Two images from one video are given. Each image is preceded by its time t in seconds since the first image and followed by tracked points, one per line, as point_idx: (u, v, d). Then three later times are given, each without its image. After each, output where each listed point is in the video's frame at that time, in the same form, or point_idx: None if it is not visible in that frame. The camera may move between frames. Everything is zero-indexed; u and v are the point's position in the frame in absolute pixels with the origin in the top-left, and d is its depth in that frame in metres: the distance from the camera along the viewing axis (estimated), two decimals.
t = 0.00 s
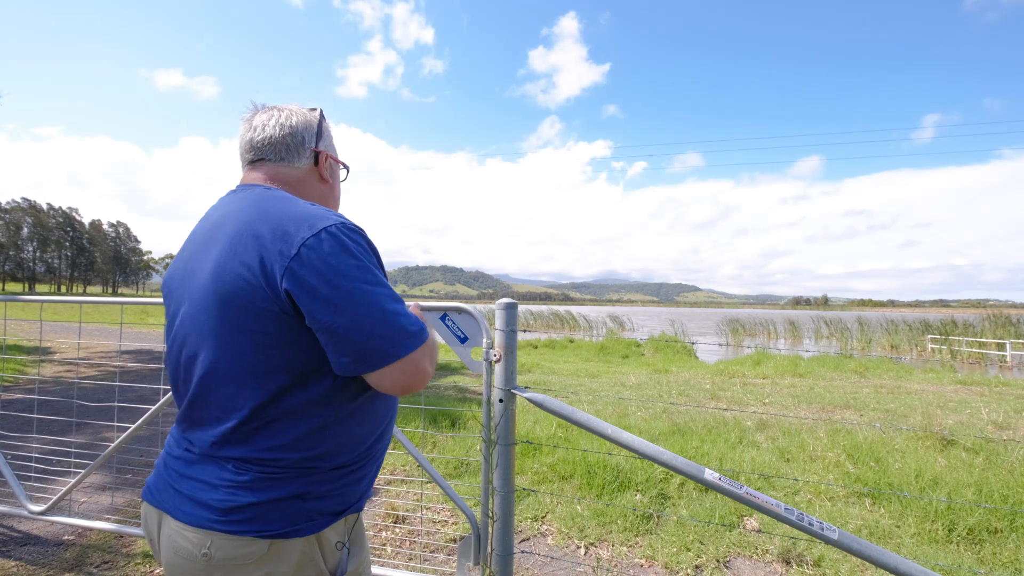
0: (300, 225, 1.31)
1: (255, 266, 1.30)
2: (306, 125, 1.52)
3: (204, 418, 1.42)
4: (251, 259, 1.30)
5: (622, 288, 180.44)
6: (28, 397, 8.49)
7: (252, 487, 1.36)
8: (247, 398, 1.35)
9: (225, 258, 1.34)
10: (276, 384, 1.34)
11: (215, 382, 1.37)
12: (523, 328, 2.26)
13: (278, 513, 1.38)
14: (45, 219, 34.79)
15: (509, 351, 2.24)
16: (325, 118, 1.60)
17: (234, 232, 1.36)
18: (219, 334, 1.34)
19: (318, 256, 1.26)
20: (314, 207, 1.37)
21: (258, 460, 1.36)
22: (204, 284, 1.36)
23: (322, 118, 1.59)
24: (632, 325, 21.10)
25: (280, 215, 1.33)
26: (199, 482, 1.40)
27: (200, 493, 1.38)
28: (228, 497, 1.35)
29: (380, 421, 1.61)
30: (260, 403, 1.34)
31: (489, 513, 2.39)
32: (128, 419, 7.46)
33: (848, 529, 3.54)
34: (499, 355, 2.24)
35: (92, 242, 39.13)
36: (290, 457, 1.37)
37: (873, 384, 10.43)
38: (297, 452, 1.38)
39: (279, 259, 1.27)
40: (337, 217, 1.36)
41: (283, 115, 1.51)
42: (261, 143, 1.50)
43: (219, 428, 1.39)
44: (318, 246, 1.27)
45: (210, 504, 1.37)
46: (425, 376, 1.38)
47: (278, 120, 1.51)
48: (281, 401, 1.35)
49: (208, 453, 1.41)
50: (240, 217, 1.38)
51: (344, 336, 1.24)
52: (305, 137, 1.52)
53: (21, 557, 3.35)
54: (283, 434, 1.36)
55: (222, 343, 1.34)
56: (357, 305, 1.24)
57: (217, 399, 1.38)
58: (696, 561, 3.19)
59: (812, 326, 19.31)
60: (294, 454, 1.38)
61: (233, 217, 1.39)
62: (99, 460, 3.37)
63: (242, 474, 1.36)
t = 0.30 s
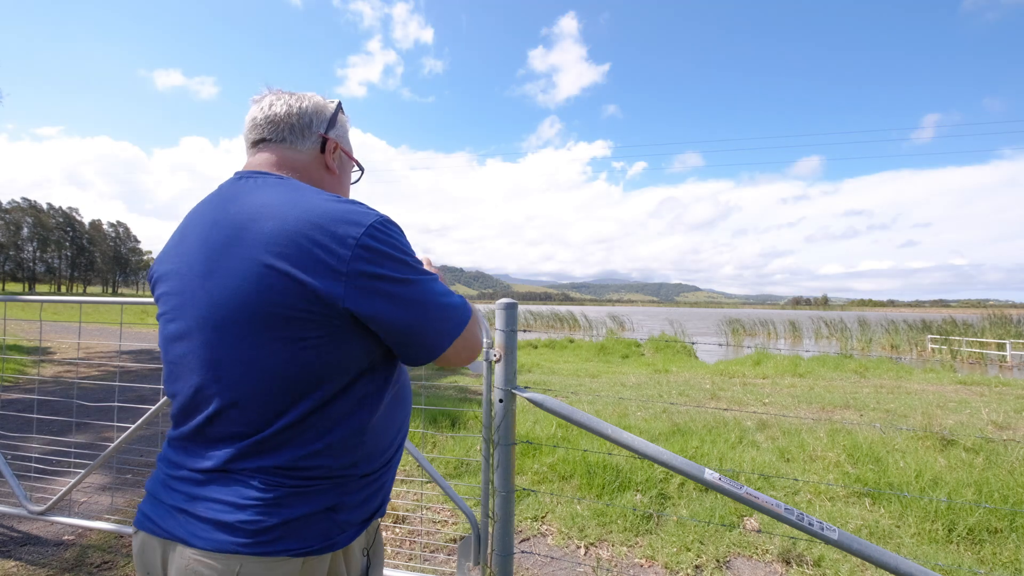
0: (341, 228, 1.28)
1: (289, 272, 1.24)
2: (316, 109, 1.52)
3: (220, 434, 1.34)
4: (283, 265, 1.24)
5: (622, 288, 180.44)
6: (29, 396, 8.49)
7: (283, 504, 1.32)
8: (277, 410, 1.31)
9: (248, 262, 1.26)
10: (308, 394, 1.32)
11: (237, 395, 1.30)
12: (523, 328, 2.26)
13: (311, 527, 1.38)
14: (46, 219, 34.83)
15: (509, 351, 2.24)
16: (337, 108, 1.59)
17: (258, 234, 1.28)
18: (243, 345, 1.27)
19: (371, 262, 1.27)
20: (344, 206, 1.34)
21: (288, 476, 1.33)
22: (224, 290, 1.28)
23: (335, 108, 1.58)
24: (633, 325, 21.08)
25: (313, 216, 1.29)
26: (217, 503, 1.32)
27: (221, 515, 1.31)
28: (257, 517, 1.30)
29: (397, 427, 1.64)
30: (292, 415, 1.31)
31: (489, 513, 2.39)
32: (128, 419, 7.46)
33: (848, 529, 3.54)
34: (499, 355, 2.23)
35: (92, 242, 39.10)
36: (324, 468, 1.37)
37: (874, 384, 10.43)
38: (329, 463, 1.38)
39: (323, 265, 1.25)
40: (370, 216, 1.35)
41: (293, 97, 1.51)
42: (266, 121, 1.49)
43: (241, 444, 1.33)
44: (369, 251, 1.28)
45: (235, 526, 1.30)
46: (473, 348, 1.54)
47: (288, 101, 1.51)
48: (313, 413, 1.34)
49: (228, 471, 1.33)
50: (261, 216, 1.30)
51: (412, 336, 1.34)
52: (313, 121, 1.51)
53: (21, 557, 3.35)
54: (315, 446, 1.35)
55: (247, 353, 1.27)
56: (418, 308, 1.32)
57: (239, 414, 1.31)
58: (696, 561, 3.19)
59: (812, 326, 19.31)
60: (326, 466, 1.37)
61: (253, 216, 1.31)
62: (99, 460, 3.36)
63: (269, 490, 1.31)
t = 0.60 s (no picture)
0: (371, 234, 1.27)
1: (320, 281, 1.22)
2: (322, 101, 1.51)
3: (242, 445, 1.31)
4: (313, 273, 1.22)
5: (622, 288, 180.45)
6: (29, 396, 8.50)
7: (312, 513, 1.33)
8: (306, 420, 1.30)
9: (274, 269, 1.23)
10: (337, 403, 1.33)
11: (263, 406, 1.27)
12: (523, 327, 2.26)
13: (338, 534, 1.39)
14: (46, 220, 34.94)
15: (509, 350, 2.24)
16: (343, 99, 1.58)
17: (284, 240, 1.24)
18: (270, 355, 1.25)
19: (404, 269, 1.29)
20: (369, 209, 1.33)
21: (317, 485, 1.34)
22: (247, 298, 1.23)
23: (341, 98, 1.57)
24: (633, 325, 21.06)
25: (340, 220, 1.26)
26: (242, 517, 1.30)
27: (247, 528, 1.28)
28: (288, 528, 1.29)
29: (411, 430, 1.69)
30: (320, 424, 1.32)
31: (490, 513, 2.39)
32: (128, 420, 7.46)
33: (848, 528, 3.54)
34: (499, 355, 2.24)
35: (92, 242, 39.11)
36: (351, 475, 1.40)
37: (874, 384, 10.42)
38: (355, 470, 1.40)
39: (356, 273, 1.25)
40: (395, 218, 1.34)
41: (298, 88, 1.50)
42: (272, 114, 1.48)
43: (267, 454, 1.31)
44: (401, 256, 1.29)
45: (265, 539, 1.28)
46: (494, 338, 1.57)
47: (293, 92, 1.49)
48: (341, 421, 1.35)
49: (251, 482, 1.31)
50: (285, 220, 1.26)
51: (442, 337, 1.37)
52: (319, 113, 1.50)
53: (21, 557, 3.35)
54: (343, 454, 1.37)
55: (273, 363, 1.25)
56: (448, 310, 1.35)
57: (266, 425, 1.29)
58: (696, 561, 3.19)
59: (812, 326, 19.30)
60: (353, 472, 1.40)
61: (275, 220, 1.27)
62: (99, 460, 3.36)
63: (298, 500, 1.31)
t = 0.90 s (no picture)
0: (383, 239, 1.28)
1: (332, 288, 1.23)
2: (326, 99, 1.51)
3: (251, 449, 1.31)
4: (324, 279, 1.23)
5: (622, 288, 180.45)
6: (28, 396, 8.51)
7: (321, 516, 1.33)
8: (316, 424, 1.30)
9: (284, 275, 1.22)
10: (346, 407, 1.33)
11: (272, 411, 1.28)
12: (523, 328, 2.26)
13: (347, 535, 1.40)
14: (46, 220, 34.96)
15: (509, 350, 2.24)
16: (345, 97, 1.58)
17: (294, 246, 1.24)
18: (280, 360, 1.25)
19: (415, 274, 1.30)
20: (379, 213, 1.33)
21: (327, 487, 1.34)
22: (258, 304, 1.23)
23: (343, 97, 1.57)
24: (633, 325, 21.06)
25: (351, 226, 1.26)
26: (251, 520, 1.29)
27: (256, 532, 1.28)
28: (298, 531, 1.30)
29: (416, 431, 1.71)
30: (330, 428, 1.32)
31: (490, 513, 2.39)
32: (128, 420, 7.47)
33: (848, 528, 3.55)
34: (499, 355, 2.24)
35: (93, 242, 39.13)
36: (360, 477, 1.41)
37: (874, 384, 10.42)
38: (364, 472, 1.41)
39: (368, 278, 1.25)
40: (404, 222, 1.35)
41: (302, 86, 1.50)
42: (276, 112, 1.48)
43: (276, 458, 1.31)
44: (412, 261, 1.30)
45: (275, 543, 1.28)
46: (495, 335, 1.58)
47: (297, 90, 1.49)
48: (351, 425, 1.35)
49: (260, 486, 1.31)
50: (296, 226, 1.25)
51: (450, 339, 1.39)
52: (323, 111, 1.50)
53: (21, 557, 3.35)
54: (351, 457, 1.37)
55: (284, 368, 1.25)
56: (457, 313, 1.36)
57: (276, 430, 1.29)
58: (696, 561, 3.19)
59: (812, 326, 19.31)
60: (362, 475, 1.41)
61: (285, 225, 1.26)
62: (100, 460, 3.36)
63: (309, 503, 1.31)
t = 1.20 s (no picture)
0: (383, 242, 1.28)
1: (332, 291, 1.23)
2: (325, 97, 1.51)
3: (249, 450, 1.31)
4: (324, 283, 1.23)
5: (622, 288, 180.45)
6: (28, 396, 8.52)
7: (319, 517, 1.34)
8: (314, 427, 1.31)
9: (283, 279, 1.22)
10: (344, 409, 1.33)
11: (271, 413, 1.28)
12: (522, 327, 2.26)
13: (345, 536, 1.40)
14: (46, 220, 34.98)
15: (509, 350, 2.24)
16: (344, 95, 1.58)
17: (293, 248, 1.24)
18: (279, 363, 1.25)
19: (415, 276, 1.30)
20: (379, 216, 1.33)
21: (325, 488, 1.35)
22: (256, 306, 1.23)
23: (342, 95, 1.57)
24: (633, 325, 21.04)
25: (351, 229, 1.26)
26: (248, 521, 1.29)
27: (254, 533, 1.28)
28: (296, 532, 1.30)
29: (415, 431, 1.71)
30: (329, 430, 1.32)
31: (489, 513, 2.40)
32: (128, 420, 7.47)
33: (848, 528, 3.54)
34: (499, 355, 2.24)
35: (92, 242, 39.09)
36: (358, 478, 1.41)
37: (874, 384, 10.41)
38: (363, 473, 1.42)
39: (368, 281, 1.26)
40: (404, 224, 1.34)
41: (301, 83, 1.49)
42: (275, 111, 1.47)
43: (274, 460, 1.31)
44: (412, 264, 1.30)
45: (273, 545, 1.28)
46: (491, 334, 1.59)
47: (296, 88, 1.48)
48: (350, 427, 1.35)
49: (258, 487, 1.31)
50: (295, 229, 1.25)
51: (449, 341, 1.39)
52: (323, 109, 1.50)
53: (21, 557, 3.35)
54: (350, 458, 1.38)
55: (282, 371, 1.25)
56: (457, 315, 1.37)
57: (274, 432, 1.29)
58: (696, 561, 3.19)
59: (812, 326, 19.31)
60: (360, 475, 1.41)
61: (283, 228, 1.26)
62: (99, 460, 3.36)
63: (306, 504, 1.31)
